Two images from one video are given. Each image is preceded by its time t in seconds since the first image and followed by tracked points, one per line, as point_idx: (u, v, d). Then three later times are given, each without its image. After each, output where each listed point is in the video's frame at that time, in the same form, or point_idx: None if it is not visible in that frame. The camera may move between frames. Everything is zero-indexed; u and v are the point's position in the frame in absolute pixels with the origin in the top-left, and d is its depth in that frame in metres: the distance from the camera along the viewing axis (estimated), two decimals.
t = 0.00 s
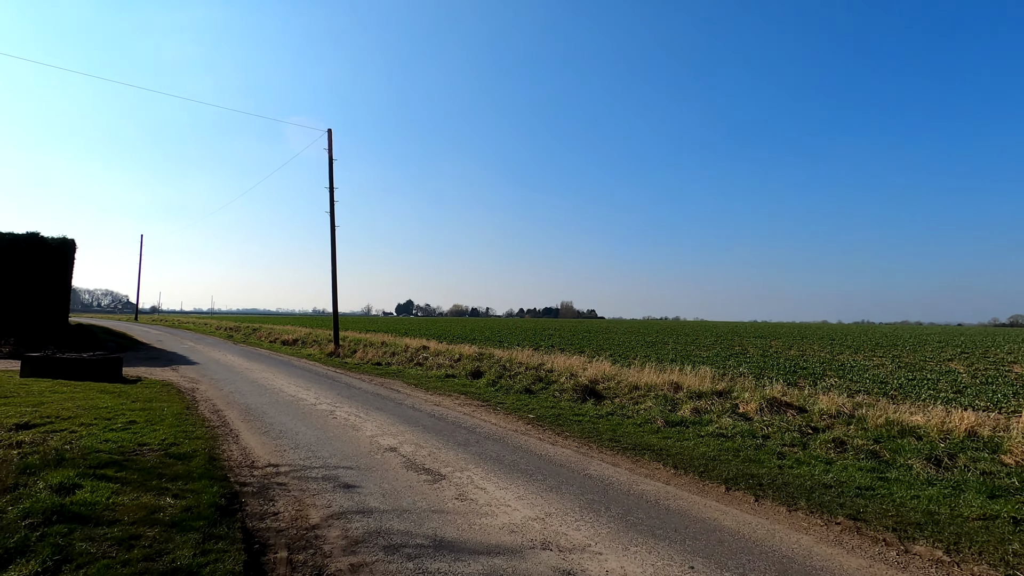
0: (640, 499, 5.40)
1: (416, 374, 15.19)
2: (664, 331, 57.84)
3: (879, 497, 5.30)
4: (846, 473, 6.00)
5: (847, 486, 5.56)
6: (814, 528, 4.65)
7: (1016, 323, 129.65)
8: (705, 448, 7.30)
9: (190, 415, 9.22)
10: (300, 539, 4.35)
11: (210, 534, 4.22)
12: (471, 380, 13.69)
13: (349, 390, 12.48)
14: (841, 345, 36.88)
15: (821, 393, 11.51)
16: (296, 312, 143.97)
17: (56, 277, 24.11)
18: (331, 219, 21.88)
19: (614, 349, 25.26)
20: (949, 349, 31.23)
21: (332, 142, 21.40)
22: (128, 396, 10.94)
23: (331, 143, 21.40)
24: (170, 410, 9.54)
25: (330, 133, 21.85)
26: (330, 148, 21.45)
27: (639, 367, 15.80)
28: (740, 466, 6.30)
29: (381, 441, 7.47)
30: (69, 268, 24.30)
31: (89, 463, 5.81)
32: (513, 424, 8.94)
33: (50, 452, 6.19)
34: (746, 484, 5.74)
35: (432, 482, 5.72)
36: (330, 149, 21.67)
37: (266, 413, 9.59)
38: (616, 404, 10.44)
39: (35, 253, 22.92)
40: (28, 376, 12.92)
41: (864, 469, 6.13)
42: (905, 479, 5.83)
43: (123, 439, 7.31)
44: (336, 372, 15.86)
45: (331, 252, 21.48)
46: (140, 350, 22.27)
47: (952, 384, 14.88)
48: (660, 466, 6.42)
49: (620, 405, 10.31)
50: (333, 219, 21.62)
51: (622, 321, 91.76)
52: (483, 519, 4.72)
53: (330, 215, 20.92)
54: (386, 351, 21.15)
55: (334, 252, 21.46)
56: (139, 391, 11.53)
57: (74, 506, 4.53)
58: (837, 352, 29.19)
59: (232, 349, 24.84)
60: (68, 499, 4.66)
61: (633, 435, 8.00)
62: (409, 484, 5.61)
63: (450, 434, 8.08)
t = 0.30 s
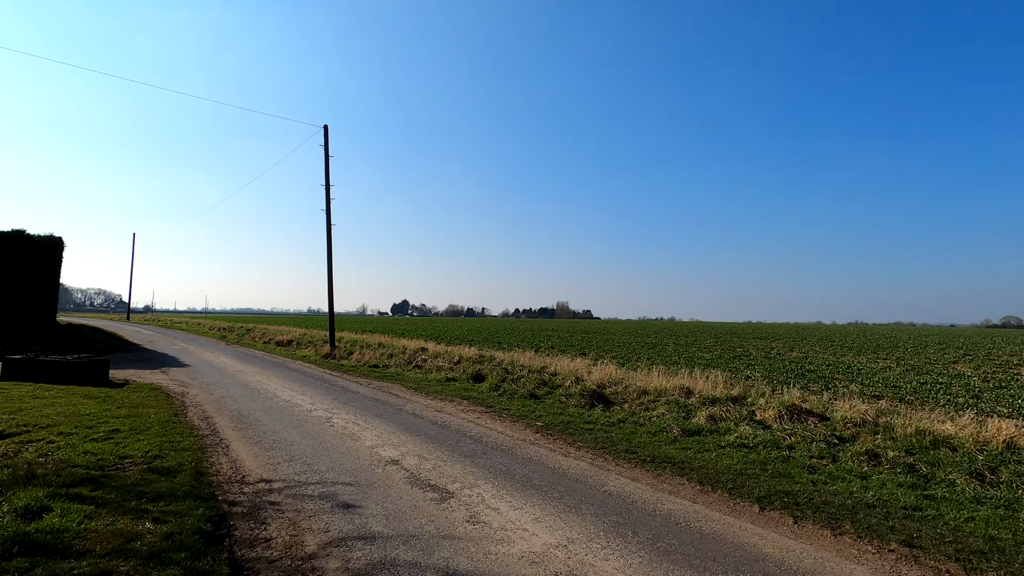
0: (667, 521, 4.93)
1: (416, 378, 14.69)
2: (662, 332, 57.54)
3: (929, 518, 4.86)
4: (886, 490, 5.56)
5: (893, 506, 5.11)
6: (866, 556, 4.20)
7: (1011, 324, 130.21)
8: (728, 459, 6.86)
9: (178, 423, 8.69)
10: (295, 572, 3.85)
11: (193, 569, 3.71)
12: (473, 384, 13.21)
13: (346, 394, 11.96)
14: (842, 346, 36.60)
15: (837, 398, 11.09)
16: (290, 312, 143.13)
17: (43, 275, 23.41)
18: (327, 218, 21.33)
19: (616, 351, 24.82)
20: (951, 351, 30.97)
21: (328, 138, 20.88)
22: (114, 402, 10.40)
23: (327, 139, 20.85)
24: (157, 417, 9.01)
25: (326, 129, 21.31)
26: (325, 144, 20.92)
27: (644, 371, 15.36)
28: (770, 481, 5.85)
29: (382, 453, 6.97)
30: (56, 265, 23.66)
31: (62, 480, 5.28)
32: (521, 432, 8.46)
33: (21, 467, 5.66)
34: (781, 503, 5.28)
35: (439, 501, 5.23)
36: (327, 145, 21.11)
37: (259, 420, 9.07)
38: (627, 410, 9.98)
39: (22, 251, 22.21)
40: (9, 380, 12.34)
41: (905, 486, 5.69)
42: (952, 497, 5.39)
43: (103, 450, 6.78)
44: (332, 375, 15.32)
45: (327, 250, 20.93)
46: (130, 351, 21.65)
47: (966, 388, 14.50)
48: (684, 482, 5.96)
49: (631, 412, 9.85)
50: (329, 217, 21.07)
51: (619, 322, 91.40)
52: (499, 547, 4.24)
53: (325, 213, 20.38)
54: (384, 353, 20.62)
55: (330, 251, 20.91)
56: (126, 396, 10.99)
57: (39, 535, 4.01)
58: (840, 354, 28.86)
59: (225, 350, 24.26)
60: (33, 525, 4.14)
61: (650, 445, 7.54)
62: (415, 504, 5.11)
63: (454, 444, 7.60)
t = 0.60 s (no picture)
0: (711, 542, 4.52)
1: (420, 381, 14.27)
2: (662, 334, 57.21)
3: (995, 538, 4.47)
4: (940, 506, 5.17)
5: (953, 524, 4.72)
6: None
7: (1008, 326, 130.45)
8: (761, 470, 6.46)
9: (174, 429, 8.25)
10: None
11: None
12: (480, 388, 12.79)
13: (348, 398, 11.53)
14: (845, 348, 36.30)
15: (859, 403, 10.71)
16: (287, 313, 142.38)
17: (36, 274, 22.86)
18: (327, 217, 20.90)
19: (621, 353, 24.42)
20: (956, 354, 30.71)
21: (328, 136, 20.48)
22: (107, 406, 9.94)
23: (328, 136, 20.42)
24: (152, 423, 8.57)
25: (327, 126, 20.87)
26: (326, 142, 20.52)
27: (655, 374, 14.97)
28: (813, 496, 5.46)
29: (392, 463, 6.54)
30: (48, 263, 23.20)
31: (47, 496, 4.83)
32: (537, 440, 8.05)
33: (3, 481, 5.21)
34: (830, 521, 4.89)
35: (460, 520, 4.80)
36: (327, 143, 20.69)
37: (260, 427, 8.62)
38: (644, 417, 9.58)
39: (14, 249, 21.67)
40: None
41: (958, 502, 5.29)
42: (1012, 513, 5.00)
43: (94, 460, 6.33)
44: (333, 378, 14.87)
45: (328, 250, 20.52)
46: (124, 353, 21.14)
47: (985, 393, 14.15)
48: (720, 496, 5.56)
49: (648, 418, 9.45)
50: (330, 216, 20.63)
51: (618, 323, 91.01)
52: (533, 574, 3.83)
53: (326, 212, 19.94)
54: (386, 355, 20.18)
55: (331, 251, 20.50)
56: (121, 399, 10.54)
57: (18, 562, 3.56)
58: (845, 357, 28.54)
59: (222, 351, 23.80)
60: (12, 551, 3.69)
61: (676, 455, 7.13)
62: (435, 523, 4.69)
63: (468, 453, 7.18)
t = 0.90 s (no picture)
0: (761, 573, 4.13)
1: (425, 387, 13.85)
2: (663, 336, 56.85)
3: None
4: (1000, 529, 4.79)
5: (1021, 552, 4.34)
6: None
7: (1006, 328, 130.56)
8: (798, 486, 6.08)
9: (171, 441, 7.83)
10: None
11: None
12: (488, 394, 12.39)
13: (353, 406, 11.11)
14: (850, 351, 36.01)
15: (883, 412, 10.33)
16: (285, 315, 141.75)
17: (30, 276, 22.38)
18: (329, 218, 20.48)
19: (626, 357, 24.04)
20: (963, 358, 30.42)
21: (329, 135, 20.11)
22: (101, 415, 9.50)
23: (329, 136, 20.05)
24: (148, 434, 8.14)
25: (328, 125, 20.47)
26: (327, 142, 20.15)
27: (666, 379, 14.58)
28: (861, 518, 5.07)
29: (405, 480, 6.14)
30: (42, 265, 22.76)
31: (33, 521, 4.42)
32: (554, 452, 7.66)
33: None
34: (885, 547, 4.50)
35: (485, 547, 4.41)
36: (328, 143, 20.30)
37: (262, 438, 8.20)
38: (663, 426, 9.19)
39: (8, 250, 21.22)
40: None
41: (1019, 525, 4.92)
42: None
43: (86, 477, 5.91)
44: (335, 384, 14.44)
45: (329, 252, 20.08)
46: (120, 357, 20.67)
47: (1005, 399, 13.80)
48: (761, 517, 5.17)
49: (668, 428, 9.06)
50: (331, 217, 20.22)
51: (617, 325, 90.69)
52: None
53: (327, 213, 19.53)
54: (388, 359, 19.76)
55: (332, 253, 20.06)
56: (115, 408, 10.10)
57: None
58: (852, 360, 28.23)
59: (220, 355, 23.33)
60: None
61: (703, 470, 6.74)
62: (458, 553, 4.28)
63: (484, 467, 6.78)
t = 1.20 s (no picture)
0: None
1: (432, 384, 13.40)
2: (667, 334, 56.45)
3: None
4: None
5: None
6: None
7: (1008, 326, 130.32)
8: (843, 490, 5.64)
9: (169, 440, 7.39)
10: None
11: None
12: (498, 392, 11.96)
13: (358, 403, 10.68)
14: (858, 348, 35.56)
15: (913, 410, 9.88)
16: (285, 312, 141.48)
17: (25, 271, 21.92)
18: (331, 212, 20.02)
19: (633, 354, 23.60)
20: (974, 355, 29.92)
21: (332, 127, 19.63)
22: (95, 413, 9.06)
23: (332, 127, 19.59)
24: (144, 433, 7.71)
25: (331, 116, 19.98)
26: (330, 134, 19.69)
27: (681, 376, 14.13)
28: (921, 526, 4.64)
29: (420, 483, 5.71)
30: (38, 258, 22.41)
31: (13, 531, 3.98)
32: (574, 452, 7.23)
33: None
34: (956, 559, 4.07)
35: (515, 559, 3.97)
36: (331, 134, 19.83)
37: (265, 437, 7.77)
38: (686, 425, 8.76)
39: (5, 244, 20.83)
40: None
41: None
42: None
43: (75, 480, 5.46)
44: (338, 381, 13.99)
45: (331, 246, 19.62)
46: (117, 353, 20.23)
47: None
48: (811, 524, 4.74)
49: (691, 427, 8.63)
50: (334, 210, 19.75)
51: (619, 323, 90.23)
52: None
53: (330, 207, 19.08)
54: (392, 356, 19.31)
55: (335, 247, 19.59)
56: (111, 405, 9.67)
57: None
58: (862, 357, 27.81)
59: (220, 351, 22.90)
60: None
61: (738, 471, 6.31)
62: (487, 567, 3.85)
63: (503, 469, 6.35)
